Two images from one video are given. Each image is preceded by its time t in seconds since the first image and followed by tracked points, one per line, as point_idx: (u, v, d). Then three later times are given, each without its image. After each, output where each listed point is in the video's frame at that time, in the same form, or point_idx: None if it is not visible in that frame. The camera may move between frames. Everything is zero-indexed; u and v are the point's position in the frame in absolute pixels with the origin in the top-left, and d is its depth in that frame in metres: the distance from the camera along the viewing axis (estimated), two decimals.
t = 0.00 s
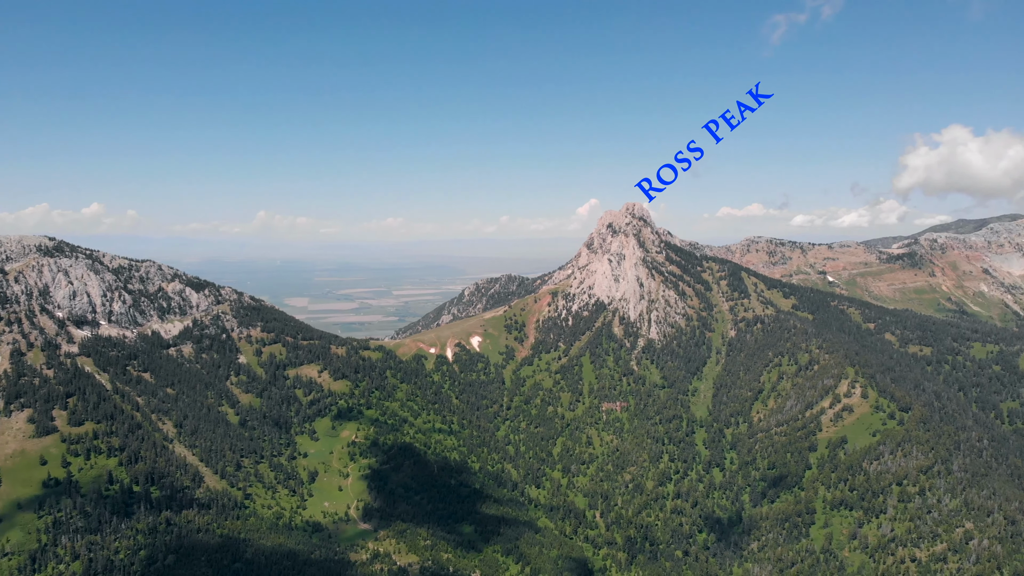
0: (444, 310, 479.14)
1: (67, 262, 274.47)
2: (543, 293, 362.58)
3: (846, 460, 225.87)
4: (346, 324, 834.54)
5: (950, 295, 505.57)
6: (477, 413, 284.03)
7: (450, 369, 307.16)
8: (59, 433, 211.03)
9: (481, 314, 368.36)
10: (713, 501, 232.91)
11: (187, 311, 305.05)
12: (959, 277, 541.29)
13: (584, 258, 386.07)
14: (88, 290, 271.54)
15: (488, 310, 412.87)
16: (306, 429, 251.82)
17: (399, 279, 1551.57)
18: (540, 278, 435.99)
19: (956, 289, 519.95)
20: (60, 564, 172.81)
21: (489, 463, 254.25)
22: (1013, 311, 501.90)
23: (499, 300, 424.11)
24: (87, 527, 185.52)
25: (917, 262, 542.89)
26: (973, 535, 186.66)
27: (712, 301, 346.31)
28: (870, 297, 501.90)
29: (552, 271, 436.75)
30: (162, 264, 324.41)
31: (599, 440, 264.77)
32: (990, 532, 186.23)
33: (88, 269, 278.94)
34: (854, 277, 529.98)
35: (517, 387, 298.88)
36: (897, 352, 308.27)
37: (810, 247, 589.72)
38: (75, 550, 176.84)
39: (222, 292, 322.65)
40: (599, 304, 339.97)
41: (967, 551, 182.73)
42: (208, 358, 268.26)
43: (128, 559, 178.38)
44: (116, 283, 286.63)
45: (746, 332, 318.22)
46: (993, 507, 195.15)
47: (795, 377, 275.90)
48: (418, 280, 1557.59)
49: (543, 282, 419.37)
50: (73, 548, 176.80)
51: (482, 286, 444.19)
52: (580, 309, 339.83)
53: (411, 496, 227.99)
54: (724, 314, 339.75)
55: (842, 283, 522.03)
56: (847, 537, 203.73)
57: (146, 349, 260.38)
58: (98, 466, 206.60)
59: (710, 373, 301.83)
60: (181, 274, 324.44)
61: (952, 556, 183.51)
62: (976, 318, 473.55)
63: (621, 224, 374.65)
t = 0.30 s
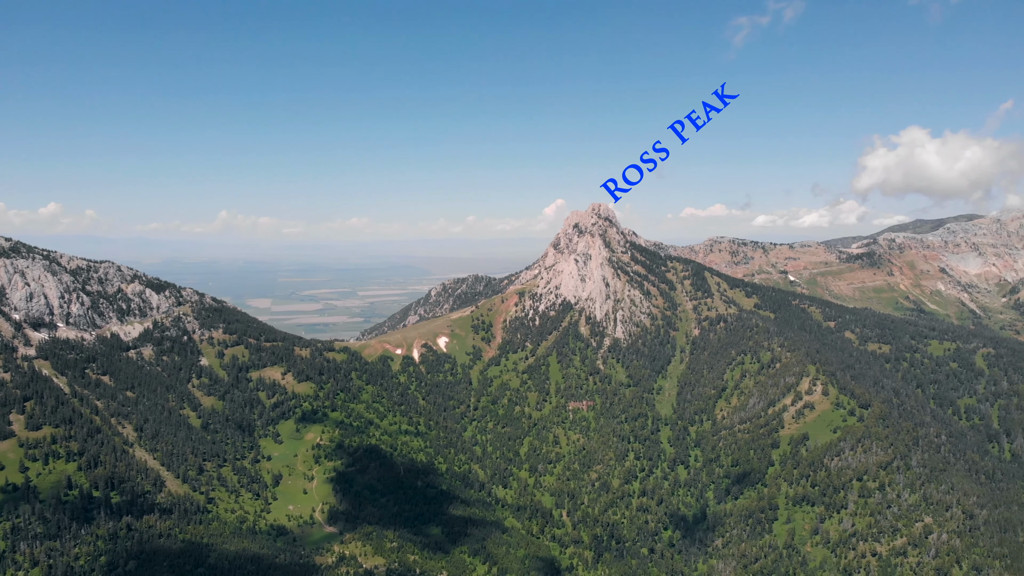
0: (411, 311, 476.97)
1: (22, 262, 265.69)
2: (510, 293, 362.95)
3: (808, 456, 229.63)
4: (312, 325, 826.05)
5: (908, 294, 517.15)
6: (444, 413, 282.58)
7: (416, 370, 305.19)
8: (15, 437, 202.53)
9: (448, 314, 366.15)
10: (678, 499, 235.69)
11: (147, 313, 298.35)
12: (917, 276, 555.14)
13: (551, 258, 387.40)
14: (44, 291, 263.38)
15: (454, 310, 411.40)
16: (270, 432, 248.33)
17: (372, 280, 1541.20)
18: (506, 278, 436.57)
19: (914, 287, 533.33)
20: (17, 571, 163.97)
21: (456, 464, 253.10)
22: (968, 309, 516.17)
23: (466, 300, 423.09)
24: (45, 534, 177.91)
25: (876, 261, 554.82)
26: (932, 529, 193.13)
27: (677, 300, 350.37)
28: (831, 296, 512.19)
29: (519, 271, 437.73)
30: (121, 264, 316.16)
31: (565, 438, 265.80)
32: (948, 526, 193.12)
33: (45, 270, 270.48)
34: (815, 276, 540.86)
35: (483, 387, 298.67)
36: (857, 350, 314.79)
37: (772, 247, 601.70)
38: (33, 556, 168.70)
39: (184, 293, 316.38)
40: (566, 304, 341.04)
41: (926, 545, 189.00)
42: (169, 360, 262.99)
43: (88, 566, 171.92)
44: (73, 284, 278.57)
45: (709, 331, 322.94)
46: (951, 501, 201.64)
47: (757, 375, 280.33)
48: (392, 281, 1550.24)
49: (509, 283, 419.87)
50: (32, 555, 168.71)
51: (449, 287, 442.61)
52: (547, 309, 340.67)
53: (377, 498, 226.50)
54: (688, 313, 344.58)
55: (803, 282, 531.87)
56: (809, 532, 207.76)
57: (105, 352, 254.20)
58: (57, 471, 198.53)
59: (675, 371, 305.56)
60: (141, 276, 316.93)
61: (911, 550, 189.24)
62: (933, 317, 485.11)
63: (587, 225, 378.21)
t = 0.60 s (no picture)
0: (376, 312, 472.77)
1: None
2: (477, 293, 362.06)
3: (770, 453, 232.74)
4: (275, 328, 812.49)
5: (867, 293, 528.06)
6: (411, 414, 280.55)
7: (382, 371, 302.11)
8: None
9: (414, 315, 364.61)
10: (643, 497, 237.44)
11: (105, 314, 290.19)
12: (875, 276, 568.09)
13: (518, 258, 386.68)
14: None
15: (420, 310, 408.69)
16: (232, 435, 244.47)
17: (343, 281, 1525.25)
18: (473, 279, 436.19)
19: (872, 286, 546.02)
20: None
21: (422, 465, 251.71)
22: (926, 307, 529.67)
23: (432, 301, 420.42)
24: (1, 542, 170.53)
25: (835, 261, 566.53)
26: (892, 524, 197.66)
27: (642, 300, 355.11)
28: (792, 295, 520.97)
29: (485, 271, 437.21)
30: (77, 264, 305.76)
31: (532, 438, 266.23)
32: (908, 520, 197.70)
33: None
34: (776, 275, 550.08)
35: (450, 388, 297.14)
36: (818, 348, 320.32)
37: (734, 247, 611.61)
38: None
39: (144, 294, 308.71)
40: (532, 304, 341.92)
41: (886, 540, 193.31)
42: (129, 363, 257.37)
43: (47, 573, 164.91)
44: (29, 284, 268.58)
45: (673, 330, 326.44)
46: (910, 496, 206.56)
47: (721, 373, 284.74)
48: (365, 282, 1537.66)
49: (476, 283, 419.45)
50: None
51: (415, 287, 439.50)
52: (513, 309, 340.72)
53: (343, 500, 224.38)
54: (653, 313, 349.06)
55: (765, 282, 540.33)
56: (772, 528, 210.85)
57: (63, 355, 246.37)
58: (14, 477, 191.96)
59: (640, 370, 309.37)
60: (99, 276, 307.57)
61: (872, 545, 193.41)
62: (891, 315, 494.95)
63: (554, 225, 379.25)
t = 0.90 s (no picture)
0: (341, 312, 467.97)
1: None
2: (443, 294, 362.09)
3: (733, 450, 235.59)
4: (237, 329, 801.79)
5: (827, 292, 540.08)
6: (376, 416, 277.78)
7: (347, 373, 298.72)
8: None
9: (380, 316, 361.96)
10: (609, 495, 238.77)
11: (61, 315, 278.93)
12: (835, 275, 580.86)
13: (484, 258, 386.27)
14: None
15: (386, 311, 404.98)
16: (194, 439, 239.12)
17: (314, 282, 1513.95)
18: (439, 279, 434.58)
19: (832, 285, 558.33)
20: None
21: (388, 467, 249.58)
22: (884, 305, 542.84)
23: (397, 301, 417.12)
24: None
25: (796, 261, 579.20)
26: (853, 518, 201.00)
27: (608, 300, 358.27)
28: (754, 294, 529.60)
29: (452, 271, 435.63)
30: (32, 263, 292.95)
31: (499, 438, 266.38)
32: (868, 515, 201.13)
33: None
34: (739, 275, 559.69)
35: (416, 389, 295.69)
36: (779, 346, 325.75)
37: (698, 247, 620.14)
38: None
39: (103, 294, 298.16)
40: (499, 304, 343.28)
41: (847, 534, 196.73)
42: (88, 367, 250.11)
43: None
44: None
45: (638, 329, 329.37)
46: (870, 491, 210.10)
47: (685, 372, 288.40)
48: (336, 283, 1532.39)
49: (443, 283, 418.01)
50: None
51: (381, 288, 435.96)
52: (480, 310, 340.75)
53: (307, 503, 221.94)
54: (619, 313, 352.89)
55: (728, 281, 548.74)
56: (735, 525, 213.65)
57: (18, 358, 237.34)
58: None
59: (606, 370, 311.41)
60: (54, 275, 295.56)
61: (833, 539, 196.70)
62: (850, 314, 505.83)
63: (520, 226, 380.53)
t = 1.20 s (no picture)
0: (304, 313, 460.74)
1: None
2: (409, 294, 359.79)
3: (698, 448, 238.08)
4: (198, 331, 788.35)
5: (788, 291, 547.42)
6: (341, 418, 274.82)
7: (310, 375, 294.68)
8: None
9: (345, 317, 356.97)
10: (576, 494, 240.13)
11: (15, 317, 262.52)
12: (797, 274, 591.59)
13: (451, 258, 385.43)
14: None
15: (350, 312, 400.74)
16: (154, 442, 235.00)
17: (284, 283, 1495.18)
18: (405, 279, 431.56)
19: (794, 284, 569.54)
20: None
21: (353, 469, 247.19)
22: (843, 304, 554.61)
23: (362, 302, 412.93)
24: None
25: (758, 261, 589.82)
26: (814, 514, 204.20)
27: (574, 300, 360.40)
28: (717, 293, 536.41)
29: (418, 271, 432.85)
30: None
31: (466, 439, 266.10)
32: (829, 511, 204.41)
33: None
34: (702, 275, 568.25)
35: (382, 391, 294.61)
36: (742, 345, 331.57)
37: (662, 247, 627.02)
38: None
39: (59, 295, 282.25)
40: (466, 304, 343.28)
41: (809, 530, 199.81)
42: (44, 371, 239.47)
43: None
44: None
45: (604, 329, 332.20)
46: (831, 487, 213.18)
47: (650, 370, 291.77)
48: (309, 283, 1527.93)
49: (408, 283, 414.56)
50: None
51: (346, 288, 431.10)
52: (446, 310, 339.75)
53: (271, 507, 219.61)
54: (586, 313, 355.99)
55: (691, 281, 557.03)
56: (700, 521, 215.73)
57: None
58: None
59: (572, 369, 314.78)
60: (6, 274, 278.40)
61: (795, 535, 199.58)
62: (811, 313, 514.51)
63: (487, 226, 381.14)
